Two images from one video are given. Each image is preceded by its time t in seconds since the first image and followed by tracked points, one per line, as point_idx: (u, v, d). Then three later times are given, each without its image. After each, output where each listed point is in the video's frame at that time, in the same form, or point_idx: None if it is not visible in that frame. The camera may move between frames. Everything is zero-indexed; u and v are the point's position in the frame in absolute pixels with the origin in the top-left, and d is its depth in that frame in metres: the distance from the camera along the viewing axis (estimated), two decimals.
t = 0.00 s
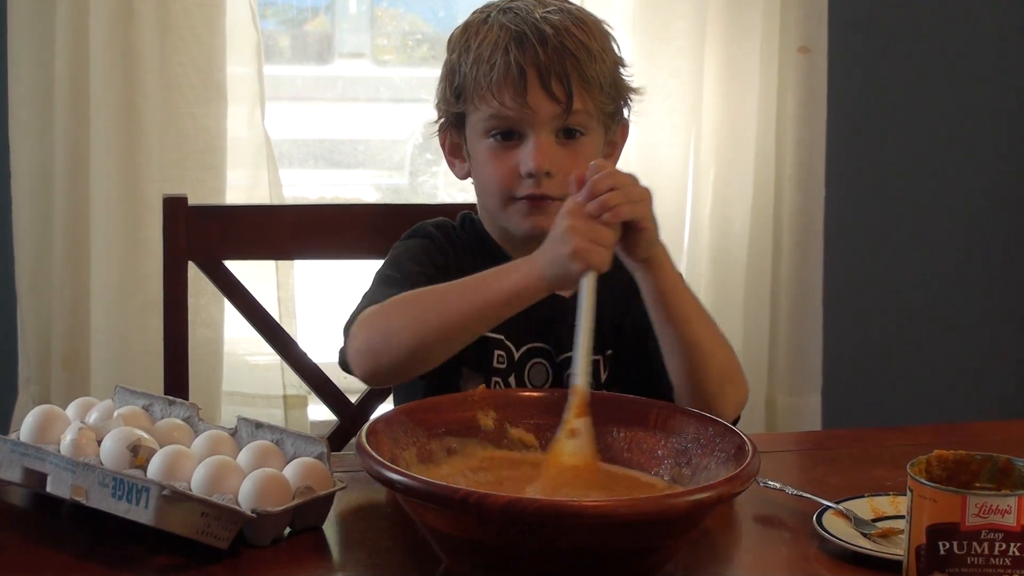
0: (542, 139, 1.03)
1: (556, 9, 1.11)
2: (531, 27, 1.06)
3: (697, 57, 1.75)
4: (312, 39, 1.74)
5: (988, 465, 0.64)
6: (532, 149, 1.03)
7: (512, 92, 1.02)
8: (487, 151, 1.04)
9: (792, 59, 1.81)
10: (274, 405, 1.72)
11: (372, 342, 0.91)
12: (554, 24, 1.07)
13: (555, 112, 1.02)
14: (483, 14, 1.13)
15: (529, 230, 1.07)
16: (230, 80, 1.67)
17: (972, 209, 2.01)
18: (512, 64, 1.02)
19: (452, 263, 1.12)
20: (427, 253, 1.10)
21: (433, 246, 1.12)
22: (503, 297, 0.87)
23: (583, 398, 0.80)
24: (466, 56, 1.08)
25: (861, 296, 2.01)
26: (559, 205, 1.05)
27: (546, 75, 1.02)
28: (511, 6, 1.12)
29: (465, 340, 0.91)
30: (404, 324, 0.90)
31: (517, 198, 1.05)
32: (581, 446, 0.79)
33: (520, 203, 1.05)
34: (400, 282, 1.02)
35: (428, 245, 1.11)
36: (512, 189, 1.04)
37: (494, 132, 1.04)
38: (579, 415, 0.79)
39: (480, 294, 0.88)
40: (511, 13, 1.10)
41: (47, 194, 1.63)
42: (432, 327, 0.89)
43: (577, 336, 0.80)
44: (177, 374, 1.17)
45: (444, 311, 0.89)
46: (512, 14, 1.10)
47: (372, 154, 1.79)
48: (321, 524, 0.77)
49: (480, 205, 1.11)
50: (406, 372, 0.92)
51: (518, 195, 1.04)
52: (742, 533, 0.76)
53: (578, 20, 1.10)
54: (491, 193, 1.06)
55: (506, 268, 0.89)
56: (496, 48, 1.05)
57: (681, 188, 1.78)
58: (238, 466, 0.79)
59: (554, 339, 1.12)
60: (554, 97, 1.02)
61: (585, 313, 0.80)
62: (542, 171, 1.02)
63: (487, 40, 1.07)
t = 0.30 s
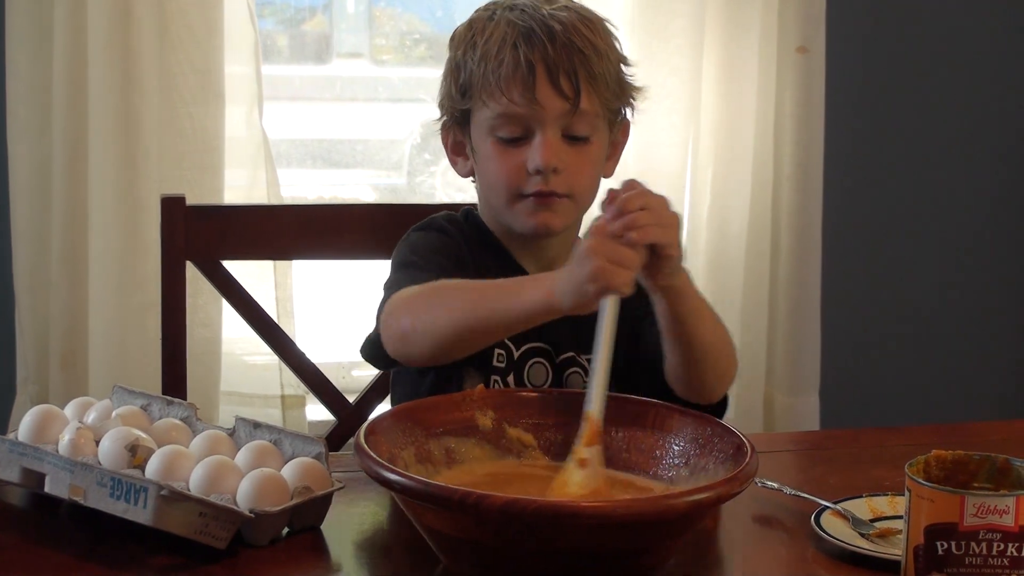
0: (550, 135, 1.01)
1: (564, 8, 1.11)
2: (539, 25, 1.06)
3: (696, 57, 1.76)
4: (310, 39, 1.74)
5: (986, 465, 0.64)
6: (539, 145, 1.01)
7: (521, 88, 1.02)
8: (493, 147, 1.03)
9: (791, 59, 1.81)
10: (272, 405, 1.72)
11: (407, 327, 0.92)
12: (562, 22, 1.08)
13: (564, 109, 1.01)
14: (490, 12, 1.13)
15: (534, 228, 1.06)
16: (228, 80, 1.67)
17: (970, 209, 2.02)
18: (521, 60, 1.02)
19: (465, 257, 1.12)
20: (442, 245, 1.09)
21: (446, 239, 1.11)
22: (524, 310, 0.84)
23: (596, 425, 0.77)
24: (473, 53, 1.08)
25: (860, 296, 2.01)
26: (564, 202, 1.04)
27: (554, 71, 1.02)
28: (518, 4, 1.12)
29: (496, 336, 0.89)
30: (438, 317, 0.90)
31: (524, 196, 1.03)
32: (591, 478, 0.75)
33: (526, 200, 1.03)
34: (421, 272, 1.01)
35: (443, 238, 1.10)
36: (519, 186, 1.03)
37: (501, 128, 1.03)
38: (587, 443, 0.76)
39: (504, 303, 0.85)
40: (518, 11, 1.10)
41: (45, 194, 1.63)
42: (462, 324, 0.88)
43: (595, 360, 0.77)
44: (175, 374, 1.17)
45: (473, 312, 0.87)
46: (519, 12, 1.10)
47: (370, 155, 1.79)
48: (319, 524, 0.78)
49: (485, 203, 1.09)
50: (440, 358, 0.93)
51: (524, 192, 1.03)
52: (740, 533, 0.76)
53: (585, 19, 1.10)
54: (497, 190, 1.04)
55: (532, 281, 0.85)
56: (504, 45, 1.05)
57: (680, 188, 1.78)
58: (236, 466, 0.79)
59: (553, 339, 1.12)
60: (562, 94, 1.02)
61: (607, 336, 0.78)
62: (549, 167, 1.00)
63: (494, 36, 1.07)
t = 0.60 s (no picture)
0: (561, 164, 0.99)
1: (585, 28, 1.08)
2: (559, 49, 1.04)
3: (694, 58, 1.76)
4: (308, 39, 1.74)
5: (984, 466, 0.64)
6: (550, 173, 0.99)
7: (534, 114, 0.99)
8: (505, 169, 1.02)
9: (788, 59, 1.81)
10: (270, 406, 1.72)
11: (335, 335, 0.96)
12: (581, 46, 1.05)
13: (578, 137, 0.98)
14: (512, 26, 1.11)
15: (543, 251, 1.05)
16: (226, 81, 1.67)
17: (968, 210, 2.02)
18: (537, 87, 1.00)
19: (449, 265, 1.13)
20: (425, 253, 1.11)
21: (432, 246, 1.13)
22: (451, 306, 0.89)
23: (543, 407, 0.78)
24: (492, 70, 1.07)
25: (857, 297, 2.01)
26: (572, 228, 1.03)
27: (569, 100, 0.99)
28: (540, 21, 1.10)
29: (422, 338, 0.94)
30: (365, 322, 0.94)
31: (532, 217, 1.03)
32: (545, 457, 0.76)
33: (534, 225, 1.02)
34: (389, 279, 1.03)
35: (427, 245, 1.12)
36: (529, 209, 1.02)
37: (512, 152, 1.02)
38: (536, 423, 0.77)
39: (432, 302, 0.90)
40: (539, 29, 1.08)
41: (44, 195, 1.63)
42: (389, 327, 0.92)
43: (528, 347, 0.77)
44: (173, 374, 1.17)
45: (400, 315, 0.92)
46: (540, 31, 1.08)
47: (368, 155, 1.79)
48: (317, 524, 0.78)
49: (497, 218, 1.09)
50: (368, 365, 0.96)
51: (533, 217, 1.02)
52: (739, 533, 0.76)
53: (605, 42, 1.08)
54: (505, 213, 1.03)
55: (459, 277, 0.90)
56: (521, 67, 1.03)
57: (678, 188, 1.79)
58: (234, 466, 0.79)
59: (551, 340, 1.12)
60: (576, 123, 0.99)
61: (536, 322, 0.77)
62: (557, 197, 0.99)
63: (513, 57, 1.05)
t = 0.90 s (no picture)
0: (561, 156, 1.01)
1: (584, 22, 1.09)
2: (561, 41, 1.04)
3: (691, 58, 1.76)
4: (306, 40, 1.74)
5: (981, 466, 0.64)
6: (550, 166, 1.00)
7: (537, 107, 1.00)
8: (502, 162, 1.02)
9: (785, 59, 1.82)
10: (267, 406, 1.72)
11: (423, 323, 0.90)
12: (582, 40, 1.06)
13: (580, 130, 1.00)
14: (507, 19, 1.10)
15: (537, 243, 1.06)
16: (224, 81, 1.67)
17: (965, 211, 2.02)
18: (540, 79, 1.01)
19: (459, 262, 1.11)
20: (440, 249, 1.08)
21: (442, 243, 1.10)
22: (557, 309, 0.84)
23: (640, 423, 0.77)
24: (489, 62, 1.06)
25: (854, 298, 2.01)
26: (569, 221, 1.04)
27: (573, 91, 1.01)
28: (538, 14, 1.10)
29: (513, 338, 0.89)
30: (458, 314, 0.89)
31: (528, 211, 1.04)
32: (638, 472, 0.75)
33: (531, 217, 1.03)
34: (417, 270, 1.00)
35: (440, 242, 1.10)
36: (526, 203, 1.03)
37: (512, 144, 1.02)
38: (635, 440, 0.75)
39: (534, 302, 0.86)
40: (538, 23, 1.08)
41: (41, 196, 1.63)
42: (484, 324, 0.88)
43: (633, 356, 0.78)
44: (171, 374, 1.17)
45: (499, 310, 0.87)
46: (539, 24, 1.08)
47: (366, 155, 1.79)
48: (315, 524, 0.77)
49: (485, 210, 1.09)
50: (451, 358, 0.91)
51: (531, 209, 1.02)
52: (736, 534, 0.76)
53: (605, 36, 1.09)
54: (502, 204, 1.04)
55: (553, 284, 0.86)
56: (522, 59, 1.03)
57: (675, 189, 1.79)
58: (232, 466, 0.79)
59: (546, 346, 1.12)
60: (579, 116, 1.01)
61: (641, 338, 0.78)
62: (558, 189, 1.00)
63: (512, 48, 1.05)
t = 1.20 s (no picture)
0: (549, 162, 0.99)
1: (585, 30, 1.09)
2: (557, 48, 1.04)
3: (688, 59, 1.76)
4: (302, 40, 1.74)
5: (978, 466, 0.65)
6: (539, 171, 0.99)
7: (526, 112, 0.99)
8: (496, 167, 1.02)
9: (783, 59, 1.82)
10: (264, 406, 1.72)
11: (306, 332, 0.96)
12: (580, 46, 1.05)
13: (568, 138, 0.98)
14: (513, 24, 1.11)
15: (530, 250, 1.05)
16: (221, 81, 1.67)
17: (960, 212, 2.03)
18: (532, 84, 1.00)
19: (434, 265, 1.13)
20: (408, 255, 1.11)
21: (419, 248, 1.13)
22: (427, 309, 0.90)
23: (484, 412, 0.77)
24: (490, 66, 1.07)
25: (850, 298, 2.02)
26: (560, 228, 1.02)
27: (562, 99, 0.99)
28: (541, 19, 1.10)
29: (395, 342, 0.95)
30: (335, 320, 0.94)
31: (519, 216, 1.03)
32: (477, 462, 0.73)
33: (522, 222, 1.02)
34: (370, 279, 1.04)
35: (412, 246, 1.12)
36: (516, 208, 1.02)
37: (504, 149, 1.01)
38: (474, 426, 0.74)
39: (407, 305, 0.91)
40: (540, 28, 1.08)
41: (38, 196, 1.63)
42: (360, 329, 0.93)
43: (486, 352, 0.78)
44: (168, 374, 1.17)
45: (371, 314, 0.92)
46: (539, 30, 1.08)
47: (362, 155, 1.79)
48: (312, 524, 0.77)
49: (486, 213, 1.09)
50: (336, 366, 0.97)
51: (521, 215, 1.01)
52: (733, 534, 0.76)
53: (605, 45, 1.08)
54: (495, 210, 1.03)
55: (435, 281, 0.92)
56: (518, 64, 1.03)
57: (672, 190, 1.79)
58: (229, 466, 0.79)
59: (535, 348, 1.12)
60: (567, 124, 0.99)
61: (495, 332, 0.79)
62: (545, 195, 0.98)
63: (511, 53, 1.05)
